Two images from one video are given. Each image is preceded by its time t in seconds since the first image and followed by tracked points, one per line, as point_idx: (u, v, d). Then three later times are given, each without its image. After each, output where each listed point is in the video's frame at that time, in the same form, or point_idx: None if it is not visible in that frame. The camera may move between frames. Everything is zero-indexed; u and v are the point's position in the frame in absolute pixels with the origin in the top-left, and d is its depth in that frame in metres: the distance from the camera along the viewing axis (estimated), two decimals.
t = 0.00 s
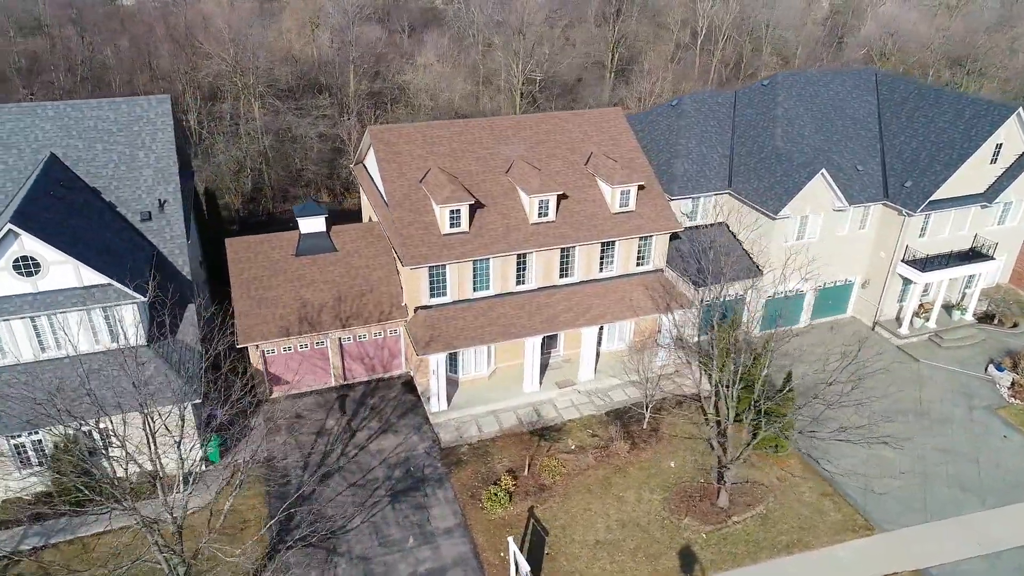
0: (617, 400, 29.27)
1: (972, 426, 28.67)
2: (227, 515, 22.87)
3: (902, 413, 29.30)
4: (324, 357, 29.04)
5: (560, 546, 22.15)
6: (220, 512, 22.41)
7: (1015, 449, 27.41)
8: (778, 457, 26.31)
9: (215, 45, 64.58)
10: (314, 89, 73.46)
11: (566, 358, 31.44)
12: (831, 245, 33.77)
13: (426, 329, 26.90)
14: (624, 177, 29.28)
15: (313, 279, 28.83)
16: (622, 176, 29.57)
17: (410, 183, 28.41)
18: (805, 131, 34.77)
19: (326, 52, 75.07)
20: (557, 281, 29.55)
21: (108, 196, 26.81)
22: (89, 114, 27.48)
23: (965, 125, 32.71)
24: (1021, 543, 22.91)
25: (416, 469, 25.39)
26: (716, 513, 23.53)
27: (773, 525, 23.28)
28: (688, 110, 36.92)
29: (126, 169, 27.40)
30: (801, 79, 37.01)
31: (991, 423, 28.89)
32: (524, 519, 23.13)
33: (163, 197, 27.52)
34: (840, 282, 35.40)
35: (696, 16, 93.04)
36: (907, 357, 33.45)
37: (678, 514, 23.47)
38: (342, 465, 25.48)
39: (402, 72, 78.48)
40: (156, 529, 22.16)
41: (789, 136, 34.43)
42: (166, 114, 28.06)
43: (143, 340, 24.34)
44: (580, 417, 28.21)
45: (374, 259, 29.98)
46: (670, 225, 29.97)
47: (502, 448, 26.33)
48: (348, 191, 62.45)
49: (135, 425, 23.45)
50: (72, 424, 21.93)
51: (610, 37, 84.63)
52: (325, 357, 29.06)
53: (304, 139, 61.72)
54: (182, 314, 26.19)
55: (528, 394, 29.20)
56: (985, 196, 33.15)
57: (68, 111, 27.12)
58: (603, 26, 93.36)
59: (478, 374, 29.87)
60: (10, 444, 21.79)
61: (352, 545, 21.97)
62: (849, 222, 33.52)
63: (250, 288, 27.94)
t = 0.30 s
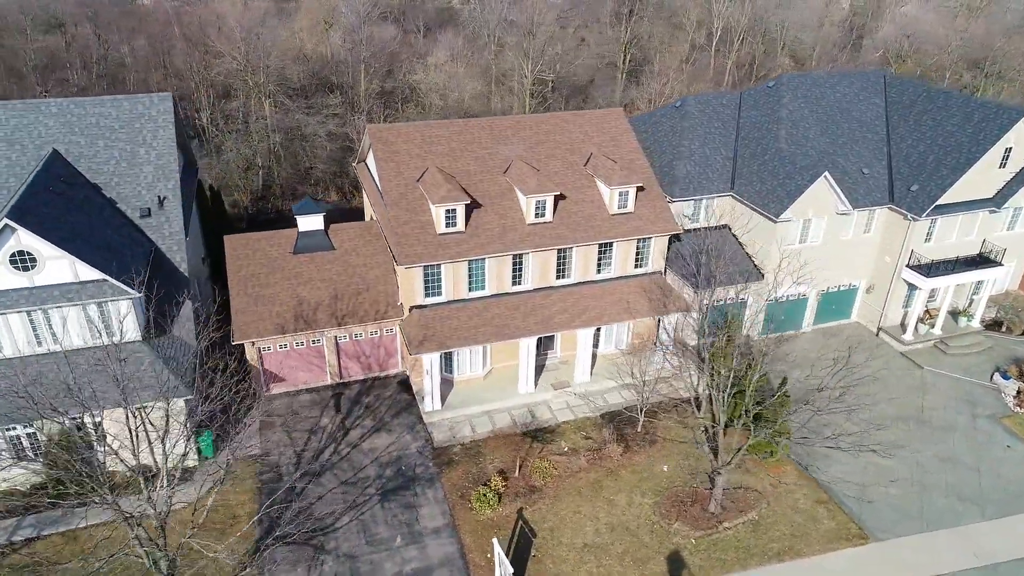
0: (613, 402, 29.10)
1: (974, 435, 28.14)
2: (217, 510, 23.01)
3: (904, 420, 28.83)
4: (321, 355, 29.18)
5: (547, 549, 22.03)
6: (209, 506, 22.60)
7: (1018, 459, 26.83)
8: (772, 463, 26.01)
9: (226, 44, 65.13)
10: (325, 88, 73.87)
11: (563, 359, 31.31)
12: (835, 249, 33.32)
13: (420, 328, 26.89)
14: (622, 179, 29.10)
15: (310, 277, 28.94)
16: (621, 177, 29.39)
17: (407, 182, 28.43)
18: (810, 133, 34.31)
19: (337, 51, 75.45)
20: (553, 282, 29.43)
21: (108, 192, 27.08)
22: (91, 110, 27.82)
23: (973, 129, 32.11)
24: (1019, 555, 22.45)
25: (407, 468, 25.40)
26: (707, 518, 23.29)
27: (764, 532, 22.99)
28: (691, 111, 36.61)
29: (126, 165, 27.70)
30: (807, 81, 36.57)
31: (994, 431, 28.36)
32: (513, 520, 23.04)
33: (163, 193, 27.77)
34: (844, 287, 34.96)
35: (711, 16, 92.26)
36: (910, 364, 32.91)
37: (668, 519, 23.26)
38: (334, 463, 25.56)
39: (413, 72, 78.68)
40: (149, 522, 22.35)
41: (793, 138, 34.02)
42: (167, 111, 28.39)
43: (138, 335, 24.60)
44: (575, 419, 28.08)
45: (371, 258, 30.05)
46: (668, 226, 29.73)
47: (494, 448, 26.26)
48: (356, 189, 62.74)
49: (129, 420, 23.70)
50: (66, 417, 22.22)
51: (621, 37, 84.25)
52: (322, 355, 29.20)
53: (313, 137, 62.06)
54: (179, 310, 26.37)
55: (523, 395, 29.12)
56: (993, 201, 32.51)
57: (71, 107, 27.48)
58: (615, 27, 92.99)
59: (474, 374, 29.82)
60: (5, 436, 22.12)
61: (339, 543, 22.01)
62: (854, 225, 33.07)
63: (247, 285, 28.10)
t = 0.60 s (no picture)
0: (610, 405, 28.92)
1: (979, 445, 27.58)
2: (211, 505, 23.24)
3: (906, 429, 28.38)
4: (319, 352, 29.33)
5: (536, 551, 21.91)
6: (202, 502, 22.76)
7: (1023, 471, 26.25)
8: (769, 470, 25.68)
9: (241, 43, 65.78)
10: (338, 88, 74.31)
11: (562, 361, 31.18)
12: (841, 254, 32.86)
13: (417, 327, 26.92)
14: (623, 180, 28.94)
15: (310, 274, 29.11)
16: (621, 178, 29.21)
17: (407, 182, 28.48)
18: (817, 135, 33.86)
19: (351, 50, 75.90)
20: (552, 283, 29.33)
21: (112, 188, 27.47)
22: (97, 108, 28.46)
23: (984, 133, 31.48)
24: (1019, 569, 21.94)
25: (401, 467, 25.43)
26: (700, 524, 23.02)
27: (757, 539, 22.69)
28: (698, 112, 36.29)
29: (131, 162, 28.16)
30: (816, 83, 36.11)
31: (999, 442, 27.78)
32: (503, 521, 22.96)
33: (165, 190, 28.13)
34: (850, 292, 34.45)
35: (728, 17, 91.35)
36: (916, 372, 32.36)
37: (660, 523, 23.03)
38: (328, 460, 25.65)
39: (426, 72, 78.90)
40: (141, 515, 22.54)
41: (799, 141, 33.61)
42: (171, 108, 28.97)
43: (137, 330, 24.86)
44: (571, 421, 27.95)
45: (371, 257, 30.15)
46: (669, 229, 29.49)
47: (488, 449, 26.21)
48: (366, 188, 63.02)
49: (128, 413, 24.02)
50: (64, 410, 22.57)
51: (635, 38, 83.75)
52: (320, 353, 29.34)
53: (324, 136, 62.45)
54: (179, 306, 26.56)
55: (520, 396, 29.03)
56: (1004, 207, 31.85)
57: (78, 105, 28.15)
58: (630, 28, 92.51)
59: (471, 374, 29.77)
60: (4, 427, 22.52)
61: (329, 540, 22.08)
62: (860, 230, 32.58)
63: (247, 282, 28.32)
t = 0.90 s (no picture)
0: (607, 407, 28.75)
1: (984, 456, 26.99)
2: (204, 500, 23.51)
3: (909, 438, 27.87)
4: (318, 350, 29.53)
5: (524, 553, 21.79)
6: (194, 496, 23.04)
7: None
8: (765, 476, 25.35)
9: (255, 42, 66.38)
10: (352, 87, 74.74)
11: (560, 362, 31.06)
12: (846, 259, 32.39)
13: (413, 326, 26.96)
14: (623, 181, 28.77)
15: (310, 272, 29.29)
16: (622, 180, 29.02)
17: (406, 181, 28.54)
18: (824, 138, 33.39)
19: (365, 50, 76.30)
20: (550, 284, 29.23)
21: (115, 184, 27.89)
22: (103, 106, 29.00)
23: (995, 137, 30.83)
24: None
25: (394, 465, 25.49)
26: (691, 530, 22.79)
27: (748, 546, 22.40)
28: (703, 114, 35.95)
29: (135, 159, 28.58)
30: (825, 85, 35.60)
31: (1004, 452, 27.19)
32: (493, 522, 22.89)
33: (168, 187, 28.43)
34: (856, 297, 33.94)
35: (746, 18, 90.33)
36: (922, 380, 31.79)
37: (650, 528, 22.82)
38: (321, 457, 25.79)
39: (439, 72, 79.07)
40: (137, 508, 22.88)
41: (805, 144, 33.16)
42: (175, 106, 29.42)
43: (137, 325, 25.18)
44: (566, 423, 27.83)
45: (371, 255, 30.27)
46: (670, 231, 29.24)
47: (481, 449, 26.18)
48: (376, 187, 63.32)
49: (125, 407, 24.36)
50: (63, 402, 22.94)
51: (650, 39, 83.17)
52: (319, 350, 29.54)
53: (335, 135, 62.86)
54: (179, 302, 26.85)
55: (517, 397, 28.96)
56: (1015, 213, 31.16)
57: (85, 102, 28.73)
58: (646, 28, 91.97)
59: (468, 374, 29.75)
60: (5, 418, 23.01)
61: (318, 537, 22.20)
62: (866, 234, 32.07)
63: (247, 279, 28.57)
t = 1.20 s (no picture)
0: (602, 409, 28.60)
1: (985, 466, 26.49)
2: (195, 495, 23.68)
3: (908, 446, 27.43)
4: (314, 348, 29.70)
5: (510, 554, 21.72)
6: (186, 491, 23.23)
7: None
8: (759, 482, 25.06)
9: (267, 41, 66.87)
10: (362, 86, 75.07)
11: (556, 364, 30.96)
12: (848, 264, 31.97)
13: (407, 325, 26.99)
14: (621, 183, 28.60)
15: (307, 270, 29.46)
16: (619, 181, 28.84)
17: (403, 180, 28.59)
18: (827, 141, 32.96)
19: (377, 49, 76.58)
20: (546, 285, 29.14)
21: (116, 180, 28.25)
22: (107, 103, 29.38)
23: (1002, 141, 30.26)
24: None
25: (385, 464, 25.55)
26: (680, 534, 22.59)
27: (738, 552, 22.17)
28: (706, 115, 35.64)
29: (136, 156, 28.92)
30: (830, 87, 35.15)
31: (1006, 462, 26.69)
32: (480, 522, 22.84)
33: (168, 184, 28.73)
34: (859, 302, 33.50)
35: (762, 18, 89.31)
36: (924, 387, 31.29)
37: (638, 532, 22.65)
38: (313, 454, 25.92)
39: (451, 71, 79.15)
40: (128, 500, 23.08)
41: (808, 146, 32.76)
42: (177, 104, 29.72)
43: (133, 320, 25.44)
44: (560, 424, 27.74)
45: (369, 254, 30.36)
46: (667, 232, 29.03)
47: (473, 449, 26.16)
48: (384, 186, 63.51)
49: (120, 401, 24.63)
50: (58, 395, 23.25)
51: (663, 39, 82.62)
52: (315, 348, 29.71)
53: (344, 134, 63.17)
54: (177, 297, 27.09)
55: (511, 398, 28.92)
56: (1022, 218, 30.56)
57: (88, 100, 29.13)
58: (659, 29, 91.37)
59: (463, 374, 29.72)
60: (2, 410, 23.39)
61: (306, 534, 22.29)
62: (870, 238, 31.62)
63: (244, 276, 28.79)
